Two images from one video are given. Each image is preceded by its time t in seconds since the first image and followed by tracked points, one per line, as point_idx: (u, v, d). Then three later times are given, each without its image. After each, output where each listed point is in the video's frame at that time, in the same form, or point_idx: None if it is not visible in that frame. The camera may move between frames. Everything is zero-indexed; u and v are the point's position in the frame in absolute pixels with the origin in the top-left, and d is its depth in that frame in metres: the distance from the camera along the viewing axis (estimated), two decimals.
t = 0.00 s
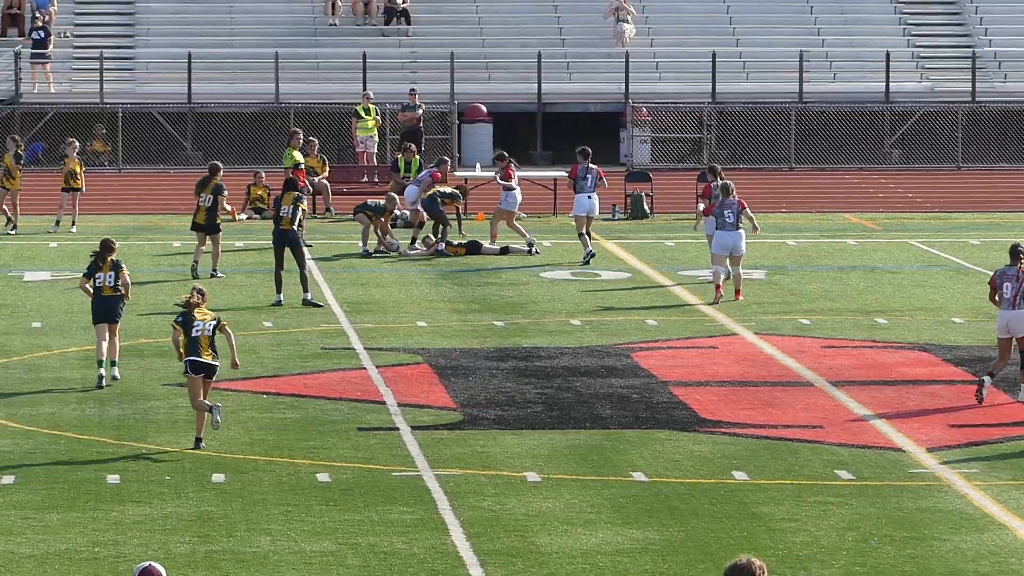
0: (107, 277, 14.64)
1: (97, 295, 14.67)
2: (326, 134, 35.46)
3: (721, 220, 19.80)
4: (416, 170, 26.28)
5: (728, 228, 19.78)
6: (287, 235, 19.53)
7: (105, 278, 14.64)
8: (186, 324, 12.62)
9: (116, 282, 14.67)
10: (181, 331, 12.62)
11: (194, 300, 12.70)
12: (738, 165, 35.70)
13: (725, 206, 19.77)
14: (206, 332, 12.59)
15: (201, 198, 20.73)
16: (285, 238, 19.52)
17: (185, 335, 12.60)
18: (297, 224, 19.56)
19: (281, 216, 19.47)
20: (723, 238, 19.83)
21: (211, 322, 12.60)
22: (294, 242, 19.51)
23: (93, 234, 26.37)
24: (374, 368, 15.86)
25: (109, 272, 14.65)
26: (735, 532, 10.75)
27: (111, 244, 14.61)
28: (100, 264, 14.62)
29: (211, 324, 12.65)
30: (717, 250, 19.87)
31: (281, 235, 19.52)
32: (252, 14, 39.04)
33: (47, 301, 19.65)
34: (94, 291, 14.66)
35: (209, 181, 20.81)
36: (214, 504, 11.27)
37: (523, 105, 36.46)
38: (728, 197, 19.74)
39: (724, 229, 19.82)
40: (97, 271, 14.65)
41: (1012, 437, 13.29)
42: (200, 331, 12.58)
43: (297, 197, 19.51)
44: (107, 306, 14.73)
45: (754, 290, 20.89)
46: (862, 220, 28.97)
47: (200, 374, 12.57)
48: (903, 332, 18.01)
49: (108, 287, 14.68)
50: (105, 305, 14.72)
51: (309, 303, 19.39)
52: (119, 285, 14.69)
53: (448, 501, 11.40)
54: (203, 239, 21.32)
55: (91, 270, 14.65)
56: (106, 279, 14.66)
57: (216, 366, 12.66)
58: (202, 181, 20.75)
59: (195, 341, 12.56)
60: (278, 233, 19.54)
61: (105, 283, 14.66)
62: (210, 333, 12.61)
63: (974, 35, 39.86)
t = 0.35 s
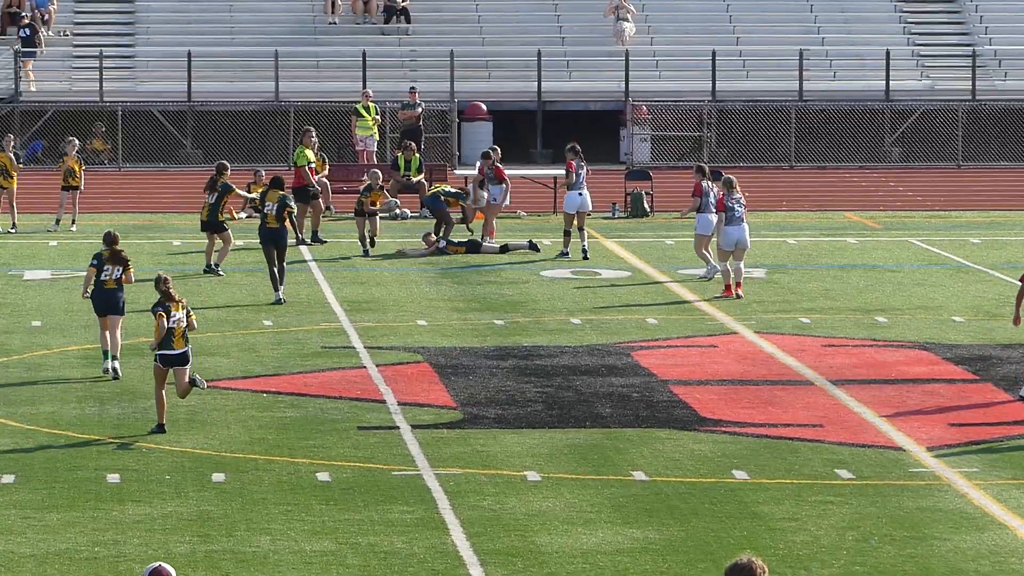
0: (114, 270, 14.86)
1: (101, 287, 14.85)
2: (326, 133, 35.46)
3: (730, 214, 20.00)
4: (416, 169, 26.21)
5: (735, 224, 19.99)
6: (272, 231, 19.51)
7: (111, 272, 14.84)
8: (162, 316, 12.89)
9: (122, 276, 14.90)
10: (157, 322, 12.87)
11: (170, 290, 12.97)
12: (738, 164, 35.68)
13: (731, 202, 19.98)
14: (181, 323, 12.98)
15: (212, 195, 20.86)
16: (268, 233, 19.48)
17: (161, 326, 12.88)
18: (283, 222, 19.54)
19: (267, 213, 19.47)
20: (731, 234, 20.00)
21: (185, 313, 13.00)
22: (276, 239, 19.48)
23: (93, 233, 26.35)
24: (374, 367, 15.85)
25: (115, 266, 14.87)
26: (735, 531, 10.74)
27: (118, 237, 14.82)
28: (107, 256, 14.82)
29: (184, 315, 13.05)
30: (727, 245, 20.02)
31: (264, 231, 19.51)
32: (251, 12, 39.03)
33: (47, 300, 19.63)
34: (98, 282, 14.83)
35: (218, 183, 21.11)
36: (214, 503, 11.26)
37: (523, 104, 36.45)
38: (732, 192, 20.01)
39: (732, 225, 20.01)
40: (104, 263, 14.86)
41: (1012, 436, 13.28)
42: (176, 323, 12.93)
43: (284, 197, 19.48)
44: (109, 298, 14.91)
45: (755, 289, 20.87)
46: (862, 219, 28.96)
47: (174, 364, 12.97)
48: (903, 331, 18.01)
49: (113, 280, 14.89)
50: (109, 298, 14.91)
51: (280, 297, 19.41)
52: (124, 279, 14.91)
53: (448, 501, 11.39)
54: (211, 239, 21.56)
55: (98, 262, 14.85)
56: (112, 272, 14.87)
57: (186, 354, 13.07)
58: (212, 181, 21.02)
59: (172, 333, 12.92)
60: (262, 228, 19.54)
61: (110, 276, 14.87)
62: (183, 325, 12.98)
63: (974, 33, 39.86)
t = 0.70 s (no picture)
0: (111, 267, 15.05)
1: (101, 286, 15.05)
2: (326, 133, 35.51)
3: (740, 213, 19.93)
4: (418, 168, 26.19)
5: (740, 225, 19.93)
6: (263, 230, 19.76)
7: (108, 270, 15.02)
8: (137, 298, 13.63)
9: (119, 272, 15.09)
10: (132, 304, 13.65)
11: (149, 275, 13.68)
12: (739, 162, 35.65)
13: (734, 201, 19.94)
14: (155, 307, 13.67)
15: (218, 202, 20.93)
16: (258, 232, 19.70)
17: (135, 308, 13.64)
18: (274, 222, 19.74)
19: (259, 213, 19.71)
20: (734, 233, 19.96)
21: (160, 299, 13.67)
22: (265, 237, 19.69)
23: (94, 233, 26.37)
24: (376, 367, 15.85)
25: (111, 264, 15.05)
26: (737, 530, 10.74)
27: (112, 236, 15.02)
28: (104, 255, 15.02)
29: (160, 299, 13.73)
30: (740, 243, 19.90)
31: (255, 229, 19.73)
32: (252, 12, 39.04)
33: (49, 299, 19.64)
34: (97, 282, 15.04)
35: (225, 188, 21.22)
36: (216, 502, 11.26)
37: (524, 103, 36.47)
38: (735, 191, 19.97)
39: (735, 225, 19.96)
40: (101, 262, 15.04)
41: (1014, 434, 13.28)
42: (149, 307, 13.64)
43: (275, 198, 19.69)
44: (110, 297, 15.12)
45: (756, 288, 20.86)
46: (863, 217, 28.94)
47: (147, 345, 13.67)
48: (905, 330, 18.01)
49: (111, 278, 15.07)
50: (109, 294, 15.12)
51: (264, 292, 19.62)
52: (123, 275, 15.10)
53: (450, 500, 11.39)
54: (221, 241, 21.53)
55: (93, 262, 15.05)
56: (109, 270, 15.05)
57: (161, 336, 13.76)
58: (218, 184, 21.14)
59: (144, 316, 13.62)
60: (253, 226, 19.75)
61: (108, 274, 15.05)
62: (157, 309, 13.67)
63: (975, 33, 39.84)
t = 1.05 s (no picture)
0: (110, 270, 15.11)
1: (98, 289, 15.09)
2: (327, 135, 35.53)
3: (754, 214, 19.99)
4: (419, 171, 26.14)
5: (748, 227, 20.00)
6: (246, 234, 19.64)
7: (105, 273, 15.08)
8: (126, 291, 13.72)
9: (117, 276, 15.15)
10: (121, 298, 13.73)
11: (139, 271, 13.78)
12: (740, 165, 35.68)
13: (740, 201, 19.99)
14: (144, 304, 13.76)
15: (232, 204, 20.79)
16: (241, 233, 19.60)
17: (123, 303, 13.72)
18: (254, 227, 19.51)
19: (235, 216, 19.51)
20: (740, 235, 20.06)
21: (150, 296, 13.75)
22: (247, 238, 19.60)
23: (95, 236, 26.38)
24: (377, 369, 15.85)
25: (110, 266, 15.08)
26: (738, 532, 10.74)
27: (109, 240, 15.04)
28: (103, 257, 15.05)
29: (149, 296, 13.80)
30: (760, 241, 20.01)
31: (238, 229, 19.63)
32: (252, 15, 39.06)
33: (50, 302, 19.66)
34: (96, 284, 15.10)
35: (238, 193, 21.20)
36: (217, 505, 11.27)
37: (525, 106, 36.49)
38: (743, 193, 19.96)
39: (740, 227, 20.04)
40: (98, 265, 15.07)
41: (1015, 437, 13.28)
42: (137, 302, 13.73)
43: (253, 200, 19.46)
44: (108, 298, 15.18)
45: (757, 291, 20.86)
46: (863, 220, 28.94)
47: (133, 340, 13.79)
48: (906, 332, 18.00)
49: (108, 279, 15.10)
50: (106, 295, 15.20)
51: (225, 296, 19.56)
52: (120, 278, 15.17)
53: (451, 503, 11.39)
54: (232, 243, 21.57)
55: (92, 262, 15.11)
56: (106, 272, 15.08)
57: (148, 332, 13.86)
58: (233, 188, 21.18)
59: (132, 312, 13.69)
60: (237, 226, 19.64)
61: (104, 276, 15.09)
62: (145, 306, 13.77)
63: (976, 35, 39.86)
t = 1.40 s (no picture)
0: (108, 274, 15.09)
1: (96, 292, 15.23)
2: (328, 138, 35.54)
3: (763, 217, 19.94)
4: (419, 174, 26.10)
5: (762, 231, 19.94)
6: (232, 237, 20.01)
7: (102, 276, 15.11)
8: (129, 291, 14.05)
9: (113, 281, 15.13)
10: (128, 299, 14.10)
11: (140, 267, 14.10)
12: (740, 169, 35.68)
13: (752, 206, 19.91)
14: (141, 302, 13.95)
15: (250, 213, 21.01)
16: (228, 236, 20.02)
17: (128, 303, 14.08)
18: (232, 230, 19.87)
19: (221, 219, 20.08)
20: (755, 240, 19.98)
21: (147, 292, 13.94)
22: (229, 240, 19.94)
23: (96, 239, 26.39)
24: (377, 373, 15.85)
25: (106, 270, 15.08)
26: (737, 536, 10.75)
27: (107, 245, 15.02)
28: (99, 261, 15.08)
29: (147, 295, 13.96)
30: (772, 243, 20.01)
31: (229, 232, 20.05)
32: (253, 18, 39.06)
33: (49, 305, 19.65)
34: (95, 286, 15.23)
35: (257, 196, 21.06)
36: (217, 508, 11.27)
37: (525, 110, 36.51)
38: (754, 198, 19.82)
39: (754, 231, 19.96)
40: (96, 267, 15.15)
41: (1015, 440, 13.28)
42: (136, 302, 13.97)
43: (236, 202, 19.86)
44: (107, 299, 15.29)
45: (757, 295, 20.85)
46: (863, 224, 28.95)
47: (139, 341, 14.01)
48: (906, 336, 18.01)
49: (105, 283, 15.17)
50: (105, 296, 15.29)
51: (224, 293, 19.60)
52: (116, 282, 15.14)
53: (450, 506, 11.39)
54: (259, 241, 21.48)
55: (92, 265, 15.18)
56: (102, 276, 15.14)
57: (153, 332, 14.02)
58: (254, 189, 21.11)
59: (131, 310, 13.98)
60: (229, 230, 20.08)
61: (101, 280, 15.16)
62: (142, 305, 13.95)
63: (976, 38, 39.88)
